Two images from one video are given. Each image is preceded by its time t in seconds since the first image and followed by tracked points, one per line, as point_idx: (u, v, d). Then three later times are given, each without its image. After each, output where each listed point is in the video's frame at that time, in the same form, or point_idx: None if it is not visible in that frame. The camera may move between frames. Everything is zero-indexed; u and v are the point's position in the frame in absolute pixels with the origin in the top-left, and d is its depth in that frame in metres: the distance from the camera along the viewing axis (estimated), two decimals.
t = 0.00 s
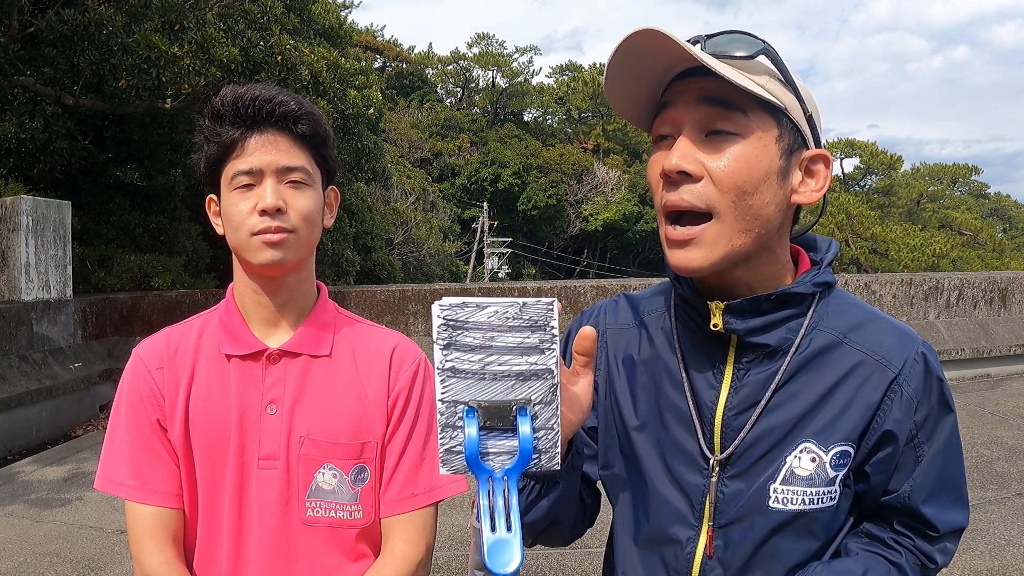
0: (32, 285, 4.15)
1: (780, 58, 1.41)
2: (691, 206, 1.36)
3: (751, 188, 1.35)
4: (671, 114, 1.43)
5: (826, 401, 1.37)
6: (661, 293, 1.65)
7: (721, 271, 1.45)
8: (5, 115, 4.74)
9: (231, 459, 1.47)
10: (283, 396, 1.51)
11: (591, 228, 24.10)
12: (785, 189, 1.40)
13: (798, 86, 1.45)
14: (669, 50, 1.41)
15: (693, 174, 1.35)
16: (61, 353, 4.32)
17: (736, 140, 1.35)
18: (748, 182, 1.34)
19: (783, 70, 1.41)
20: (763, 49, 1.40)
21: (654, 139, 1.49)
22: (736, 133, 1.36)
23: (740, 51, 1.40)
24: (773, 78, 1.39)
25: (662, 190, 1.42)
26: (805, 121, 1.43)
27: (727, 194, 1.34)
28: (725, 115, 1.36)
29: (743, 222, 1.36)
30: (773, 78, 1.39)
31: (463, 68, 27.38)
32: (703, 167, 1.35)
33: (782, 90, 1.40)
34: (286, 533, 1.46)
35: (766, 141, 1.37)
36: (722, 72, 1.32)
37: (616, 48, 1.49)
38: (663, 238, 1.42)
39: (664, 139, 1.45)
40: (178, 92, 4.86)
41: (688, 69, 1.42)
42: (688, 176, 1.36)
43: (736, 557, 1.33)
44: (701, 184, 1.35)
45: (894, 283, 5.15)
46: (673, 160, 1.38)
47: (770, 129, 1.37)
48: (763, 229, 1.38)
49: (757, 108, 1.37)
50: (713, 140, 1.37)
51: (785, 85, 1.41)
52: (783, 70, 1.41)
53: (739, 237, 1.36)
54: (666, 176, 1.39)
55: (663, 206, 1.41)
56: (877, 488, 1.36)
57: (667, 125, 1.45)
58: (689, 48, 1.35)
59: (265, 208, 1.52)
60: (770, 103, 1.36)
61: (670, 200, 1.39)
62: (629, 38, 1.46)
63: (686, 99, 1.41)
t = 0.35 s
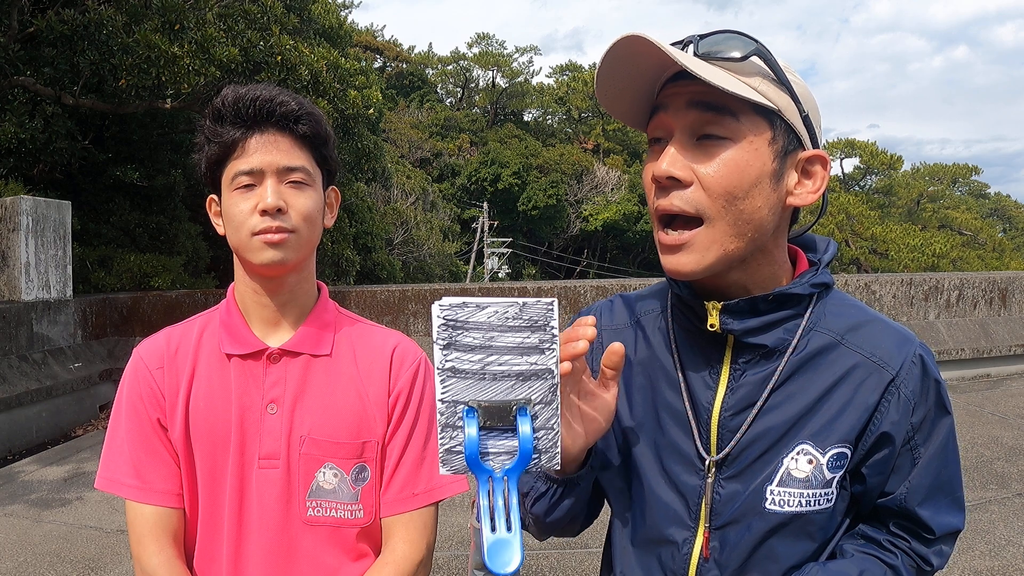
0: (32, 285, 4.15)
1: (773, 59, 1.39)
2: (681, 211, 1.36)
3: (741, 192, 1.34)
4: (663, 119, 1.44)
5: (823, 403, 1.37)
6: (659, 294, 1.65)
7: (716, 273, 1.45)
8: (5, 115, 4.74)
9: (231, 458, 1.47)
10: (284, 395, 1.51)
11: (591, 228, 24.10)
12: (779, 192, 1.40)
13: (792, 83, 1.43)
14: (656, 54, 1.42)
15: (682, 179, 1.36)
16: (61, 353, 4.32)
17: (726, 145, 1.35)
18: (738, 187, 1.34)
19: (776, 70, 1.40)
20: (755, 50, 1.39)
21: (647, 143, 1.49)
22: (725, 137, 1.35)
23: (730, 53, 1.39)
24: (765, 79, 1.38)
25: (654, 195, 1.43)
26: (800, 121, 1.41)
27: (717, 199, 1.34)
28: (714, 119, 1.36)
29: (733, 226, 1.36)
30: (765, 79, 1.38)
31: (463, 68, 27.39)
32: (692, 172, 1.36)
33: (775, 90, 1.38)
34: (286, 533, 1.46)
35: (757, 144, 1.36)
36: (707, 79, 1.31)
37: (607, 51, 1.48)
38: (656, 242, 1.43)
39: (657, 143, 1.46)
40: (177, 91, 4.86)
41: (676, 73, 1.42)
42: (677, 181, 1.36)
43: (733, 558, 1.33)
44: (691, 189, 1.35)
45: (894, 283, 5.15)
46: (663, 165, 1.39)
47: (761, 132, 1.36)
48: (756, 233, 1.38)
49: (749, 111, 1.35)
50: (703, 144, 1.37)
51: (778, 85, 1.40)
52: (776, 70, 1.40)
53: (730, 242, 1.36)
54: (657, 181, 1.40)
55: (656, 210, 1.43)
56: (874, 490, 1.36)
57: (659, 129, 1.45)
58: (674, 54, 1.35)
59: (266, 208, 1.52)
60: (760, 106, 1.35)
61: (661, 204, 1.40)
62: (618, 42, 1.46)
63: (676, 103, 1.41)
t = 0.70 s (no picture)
0: (32, 285, 4.15)
1: (766, 61, 1.39)
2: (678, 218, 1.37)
3: (737, 199, 1.35)
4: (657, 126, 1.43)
5: (820, 401, 1.36)
6: (658, 292, 1.65)
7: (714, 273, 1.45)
8: (5, 115, 4.75)
9: (232, 458, 1.47)
10: (284, 395, 1.51)
11: (591, 228, 24.10)
12: (775, 193, 1.39)
13: (787, 82, 1.42)
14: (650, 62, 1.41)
15: (678, 188, 1.36)
16: (61, 353, 4.32)
17: (721, 151, 1.35)
18: (734, 194, 1.34)
19: (770, 72, 1.39)
20: (748, 52, 1.39)
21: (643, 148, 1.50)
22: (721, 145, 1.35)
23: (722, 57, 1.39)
24: (758, 81, 1.38)
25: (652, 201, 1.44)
26: (796, 121, 1.41)
27: (714, 207, 1.35)
28: (709, 127, 1.36)
29: (730, 232, 1.36)
30: (759, 82, 1.38)
31: (463, 68, 27.41)
32: (688, 180, 1.36)
33: (769, 92, 1.38)
34: (287, 532, 1.46)
35: (754, 147, 1.36)
36: (698, 90, 1.31)
37: (597, 61, 1.48)
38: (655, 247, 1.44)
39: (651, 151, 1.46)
40: (177, 91, 4.86)
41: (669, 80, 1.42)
42: (674, 190, 1.37)
43: (730, 556, 1.33)
44: (687, 198, 1.36)
45: (894, 283, 5.15)
46: (658, 173, 1.39)
47: (757, 136, 1.36)
48: (753, 236, 1.38)
49: (743, 116, 1.35)
50: (699, 152, 1.36)
51: (772, 87, 1.39)
52: (770, 72, 1.39)
53: (728, 246, 1.37)
54: (653, 190, 1.41)
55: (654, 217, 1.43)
56: (871, 489, 1.36)
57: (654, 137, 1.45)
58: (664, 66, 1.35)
59: (266, 207, 1.52)
60: (754, 111, 1.35)
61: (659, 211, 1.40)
62: (609, 51, 1.45)
63: (670, 110, 1.40)
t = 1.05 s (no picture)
0: (32, 285, 4.15)
1: (750, 55, 1.38)
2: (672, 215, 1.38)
3: (729, 194, 1.35)
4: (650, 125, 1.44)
5: (823, 391, 1.36)
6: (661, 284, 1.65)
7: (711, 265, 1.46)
8: (5, 115, 4.74)
9: (232, 458, 1.47)
10: (284, 395, 1.51)
11: (591, 228, 24.10)
12: (768, 185, 1.39)
13: (774, 76, 1.41)
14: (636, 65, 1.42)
15: (670, 185, 1.37)
16: (61, 353, 4.32)
17: (710, 147, 1.35)
18: (726, 188, 1.34)
19: (755, 66, 1.38)
20: (732, 49, 1.38)
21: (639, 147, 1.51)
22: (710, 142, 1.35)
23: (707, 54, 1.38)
24: (743, 76, 1.37)
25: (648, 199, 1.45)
26: (785, 113, 1.40)
27: (706, 203, 1.35)
28: (697, 125, 1.36)
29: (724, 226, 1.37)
30: (744, 77, 1.37)
31: (463, 68, 27.40)
32: (679, 176, 1.36)
33: (755, 86, 1.37)
34: (287, 533, 1.46)
35: (742, 141, 1.36)
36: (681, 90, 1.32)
37: (588, 65, 1.49)
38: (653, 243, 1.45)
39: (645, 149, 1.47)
40: (177, 91, 4.86)
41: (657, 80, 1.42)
42: (666, 187, 1.38)
43: (730, 548, 1.33)
44: (680, 195, 1.37)
45: (894, 283, 5.15)
46: (651, 172, 1.40)
47: (746, 131, 1.36)
48: (747, 228, 1.38)
49: (731, 111, 1.36)
50: (688, 149, 1.37)
51: (758, 80, 1.38)
52: (756, 66, 1.38)
53: (722, 239, 1.37)
54: (648, 187, 1.42)
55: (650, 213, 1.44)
56: (872, 483, 1.36)
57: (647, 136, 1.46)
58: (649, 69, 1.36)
59: (266, 207, 1.52)
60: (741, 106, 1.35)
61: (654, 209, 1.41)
62: (597, 57, 1.47)
63: (659, 110, 1.41)
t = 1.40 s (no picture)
0: (32, 285, 4.15)
1: (760, 55, 1.40)
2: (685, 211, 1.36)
3: (742, 190, 1.35)
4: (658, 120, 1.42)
5: (817, 389, 1.36)
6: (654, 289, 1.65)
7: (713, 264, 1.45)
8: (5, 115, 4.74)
9: (232, 459, 1.47)
10: (284, 396, 1.51)
11: (591, 228, 24.10)
12: (774, 183, 1.40)
13: (778, 78, 1.43)
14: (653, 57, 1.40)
15: (685, 180, 1.35)
16: (61, 353, 4.32)
17: (723, 144, 1.35)
18: (739, 184, 1.34)
19: (764, 66, 1.40)
20: (744, 48, 1.39)
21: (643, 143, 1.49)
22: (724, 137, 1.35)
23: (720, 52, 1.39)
24: (754, 76, 1.38)
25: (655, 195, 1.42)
26: (790, 114, 1.43)
27: (720, 198, 1.34)
28: (711, 121, 1.35)
29: (735, 223, 1.36)
30: (754, 76, 1.38)
31: (463, 68, 27.40)
32: (694, 171, 1.35)
33: (764, 86, 1.38)
34: (287, 533, 1.46)
35: (754, 139, 1.36)
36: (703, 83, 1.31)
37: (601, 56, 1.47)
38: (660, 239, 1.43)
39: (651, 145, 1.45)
40: (177, 91, 4.86)
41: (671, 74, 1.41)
42: (680, 183, 1.36)
43: (728, 551, 1.33)
44: (693, 190, 1.35)
45: (894, 283, 5.15)
46: (663, 166, 1.37)
47: (757, 128, 1.37)
48: (755, 225, 1.39)
49: (742, 107, 1.36)
50: (702, 144, 1.36)
51: (766, 81, 1.40)
52: (765, 66, 1.40)
53: (733, 236, 1.37)
54: (659, 183, 1.39)
55: (658, 209, 1.42)
56: (869, 481, 1.36)
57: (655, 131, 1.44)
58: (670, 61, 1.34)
59: (266, 207, 1.53)
60: (753, 104, 1.36)
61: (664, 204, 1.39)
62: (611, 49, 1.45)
63: (671, 105, 1.40)
